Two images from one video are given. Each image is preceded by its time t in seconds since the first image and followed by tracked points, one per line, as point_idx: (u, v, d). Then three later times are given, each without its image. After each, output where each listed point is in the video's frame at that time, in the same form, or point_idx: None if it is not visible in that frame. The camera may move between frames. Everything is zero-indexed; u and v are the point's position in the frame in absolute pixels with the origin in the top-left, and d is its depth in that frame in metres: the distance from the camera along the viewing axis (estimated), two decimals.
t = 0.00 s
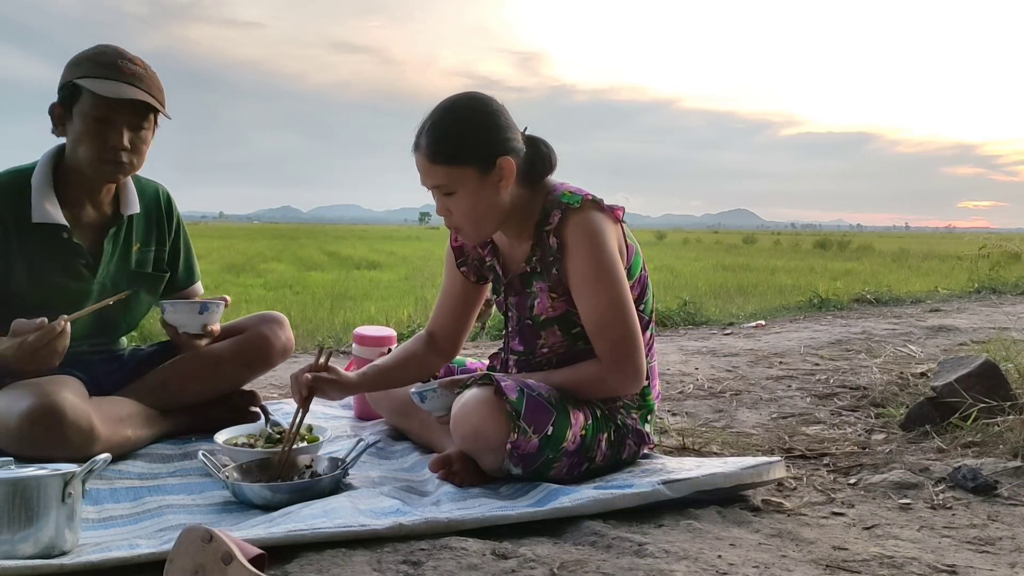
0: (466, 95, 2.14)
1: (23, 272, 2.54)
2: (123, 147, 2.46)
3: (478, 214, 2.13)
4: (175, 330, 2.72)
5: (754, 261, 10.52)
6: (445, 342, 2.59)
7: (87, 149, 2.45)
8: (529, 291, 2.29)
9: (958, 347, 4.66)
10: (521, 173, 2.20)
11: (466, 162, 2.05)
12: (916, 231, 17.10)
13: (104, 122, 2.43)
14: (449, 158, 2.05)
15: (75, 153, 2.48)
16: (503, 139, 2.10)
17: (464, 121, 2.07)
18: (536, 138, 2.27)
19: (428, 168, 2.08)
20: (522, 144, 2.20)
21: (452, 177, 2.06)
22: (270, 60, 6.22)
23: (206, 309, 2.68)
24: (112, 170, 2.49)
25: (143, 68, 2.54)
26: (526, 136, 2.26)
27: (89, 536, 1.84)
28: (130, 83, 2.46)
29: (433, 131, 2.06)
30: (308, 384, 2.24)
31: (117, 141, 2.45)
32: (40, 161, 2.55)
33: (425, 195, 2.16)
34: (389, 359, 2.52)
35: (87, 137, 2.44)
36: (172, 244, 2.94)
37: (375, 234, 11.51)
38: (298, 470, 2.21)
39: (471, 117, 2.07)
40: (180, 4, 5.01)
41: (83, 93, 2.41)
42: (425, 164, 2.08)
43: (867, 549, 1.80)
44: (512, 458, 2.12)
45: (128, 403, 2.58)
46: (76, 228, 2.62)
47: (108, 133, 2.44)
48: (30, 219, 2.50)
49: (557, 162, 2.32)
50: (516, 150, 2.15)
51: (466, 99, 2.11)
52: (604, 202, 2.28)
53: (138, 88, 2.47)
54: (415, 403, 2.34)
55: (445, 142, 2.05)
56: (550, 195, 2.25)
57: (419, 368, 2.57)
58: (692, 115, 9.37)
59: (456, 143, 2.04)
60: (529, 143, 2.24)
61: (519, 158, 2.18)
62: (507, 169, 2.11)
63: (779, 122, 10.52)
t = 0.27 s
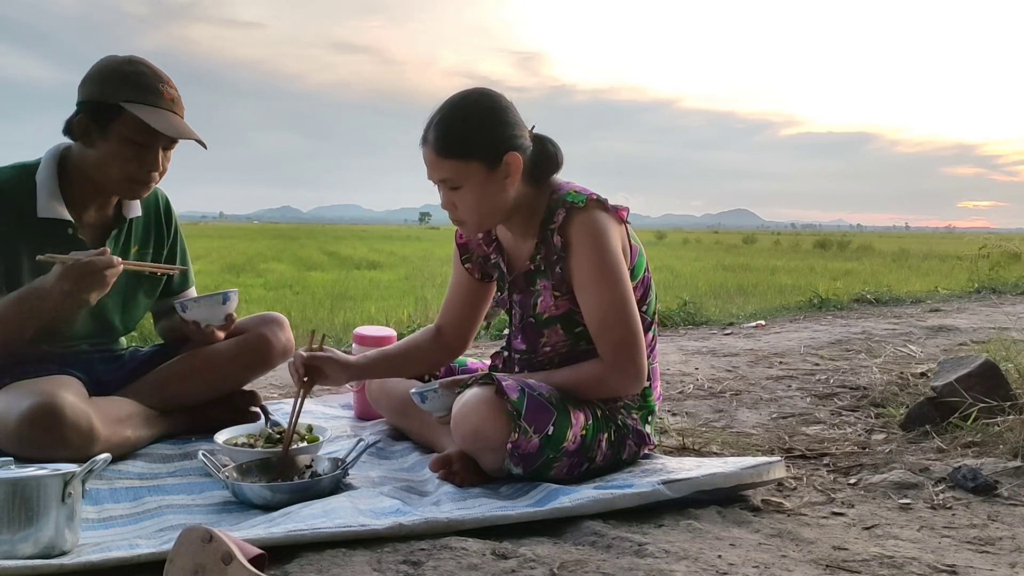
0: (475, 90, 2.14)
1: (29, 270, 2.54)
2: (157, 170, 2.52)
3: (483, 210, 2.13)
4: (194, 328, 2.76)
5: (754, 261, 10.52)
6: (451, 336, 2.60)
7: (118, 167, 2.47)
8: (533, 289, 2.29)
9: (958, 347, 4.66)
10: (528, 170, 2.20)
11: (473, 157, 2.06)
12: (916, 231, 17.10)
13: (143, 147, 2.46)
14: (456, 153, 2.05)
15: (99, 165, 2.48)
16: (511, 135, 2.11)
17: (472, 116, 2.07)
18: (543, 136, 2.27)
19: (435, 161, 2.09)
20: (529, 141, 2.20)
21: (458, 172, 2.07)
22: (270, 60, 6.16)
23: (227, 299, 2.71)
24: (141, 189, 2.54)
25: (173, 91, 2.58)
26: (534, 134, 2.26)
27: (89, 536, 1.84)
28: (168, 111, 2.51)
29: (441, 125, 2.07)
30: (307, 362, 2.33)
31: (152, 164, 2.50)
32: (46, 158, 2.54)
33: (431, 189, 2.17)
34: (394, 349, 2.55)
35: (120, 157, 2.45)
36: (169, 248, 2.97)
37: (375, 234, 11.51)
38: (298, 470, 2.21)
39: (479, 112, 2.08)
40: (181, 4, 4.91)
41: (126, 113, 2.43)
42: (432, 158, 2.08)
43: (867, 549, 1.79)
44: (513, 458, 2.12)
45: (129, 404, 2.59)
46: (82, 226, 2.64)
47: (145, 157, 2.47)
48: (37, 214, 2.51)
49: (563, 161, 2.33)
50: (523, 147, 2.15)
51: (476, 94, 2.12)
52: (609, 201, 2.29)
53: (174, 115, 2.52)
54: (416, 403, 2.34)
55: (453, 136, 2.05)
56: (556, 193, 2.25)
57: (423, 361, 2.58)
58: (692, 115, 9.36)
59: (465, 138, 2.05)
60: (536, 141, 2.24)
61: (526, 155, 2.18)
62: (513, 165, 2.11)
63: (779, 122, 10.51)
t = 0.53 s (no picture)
0: (476, 88, 2.15)
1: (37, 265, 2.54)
2: (167, 177, 2.53)
3: (484, 206, 2.13)
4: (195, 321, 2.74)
5: (754, 261, 10.52)
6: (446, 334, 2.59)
7: (129, 171, 2.47)
8: (535, 287, 2.30)
9: (958, 347, 4.66)
10: (528, 167, 2.20)
11: (474, 153, 2.06)
12: (916, 231, 17.09)
13: (155, 154, 2.46)
14: (457, 150, 2.06)
15: (112, 168, 2.48)
16: (512, 132, 2.11)
17: (472, 113, 2.08)
18: (544, 135, 2.28)
19: (436, 158, 2.10)
20: (530, 139, 2.21)
21: (459, 168, 2.07)
22: (270, 60, 6.14)
23: (229, 299, 2.68)
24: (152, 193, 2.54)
25: (184, 101, 2.59)
26: (535, 132, 2.27)
27: (89, 536, 1.84)
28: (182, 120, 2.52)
29: (443, 123, 2.08)
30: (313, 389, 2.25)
31: (163, 171, 2.51)
32: (54, 158, 2.55)
33: (433, 186, 2.17)
34: (391, 358, 2.52)
35: (132, 162, 2.45)
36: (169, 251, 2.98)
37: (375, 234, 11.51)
38: (298, 470, 2.21)
39: (480, 109, 2.09)
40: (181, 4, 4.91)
41: (141, 120, 2.43)
42: (433, 154, 2.09)
43: (867, 549, 1.79)
44: (514, 457, 2.12)
45: (129, 405, 2.58)
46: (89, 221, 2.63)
47: (156, 163, 2.47)
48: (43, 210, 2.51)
49: (564, 159, 2.33)
50: (524, 144, 2.16)
51: (478, 92, 2.13)
52: (610, 199, 2.29)
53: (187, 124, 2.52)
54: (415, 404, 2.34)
55: (454, 133, 2.06)
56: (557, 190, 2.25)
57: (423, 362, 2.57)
58: (692, 115, 9.36)
59: (467, 135, 2.06)
60: (537, 139, 2.24)
61: (527, 152, 2.18)
62: (514, 162, 2.11)
63: (779, 122, 10.51)
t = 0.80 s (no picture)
0: (475, 88, 2.15)
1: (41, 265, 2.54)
2: (167, 177, 2.53)
3: (484, 206, 2.13)
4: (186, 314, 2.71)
5: (754, 261, 10.52)
6: (446, 334, 2.59)
7: (129, 171, 2.46)
8: (535, 287, 2.30)
9: (958, 347, 4.66)
10: (528, 167, 2.20)
11: (474, 152, 2.06)
12: (916, 231, 17.09)
13: (156, 155, 2.46)
14: (457, 149, 2.06)
15: (113, 168, 2.48)
16: (511, 131, 2.11)
17: (472, 113, 2.08)
18: (543, 134, 2.28)
19: (436, 158, 2.10)
20: (530, 138, 2.21)
21: (459, 167, 2.08)
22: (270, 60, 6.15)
23: (221, 296, 2.65)
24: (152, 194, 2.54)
25: (187, 103, 2.59)
26: (535, 132, 2.27)
27: (89, 536, 1.83)
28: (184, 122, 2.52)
29: (442, 122, 2.08)
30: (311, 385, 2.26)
31: (164, 171, 2.51)
32: (54, 157, 2.55)
33: (433, 186, 2.17)
34: (391, 358, 2.53)
35: (133, 162, 2.45)
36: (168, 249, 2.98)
37: (375, 234, 11.52)
38: (298, 470, 2.22)
39: (480, 109, 2.09)
40: (181, 4, 4.91)
41: (142, 120, 2.43)
42: (433, 154, 2.09)
43: (867, 549, 1.79)
44: (514, 457, 2.12)
45: (130, 404, 2.58)
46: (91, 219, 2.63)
47: (157, 164, 2.47)
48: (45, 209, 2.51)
49: (564, 159, 2.33)
50: (524, 143, 2.16)
51: (477, 92, 2.13)
52: (610, 198, 2.29)
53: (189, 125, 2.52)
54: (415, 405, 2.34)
55: (454, 133, 2.06)
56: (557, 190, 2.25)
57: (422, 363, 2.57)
58: (692, 115, 9.36)
59: (467, 134, 2.06)
60: (537, 139, 2.25)
61: (526, 152, 2.18)
62: (514, 161, 2.11)
63: (779, 122, 10.50)
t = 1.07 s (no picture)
0: (478, 88, 2.15)
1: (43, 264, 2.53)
2: (167, 177, 2.54)
3: (486, 205, 2.13)
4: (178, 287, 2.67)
5: (754, 261, 10.52)
6: (455, 335, 2.61)
7: (130, 172, 2.46)
8: (536, 288, 2.30)
9: (958, 347, 4.66)
10: (530, 167, 2.20)
11: (476, 151, 2.06)
12: (916, 232, 17.09)
13: (157, 155, 2.46)
14: (459, 147, 2.06)
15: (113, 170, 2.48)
16: (514, 131, 2.11)
17: (475, 111, 2.08)
18: (545, 135, 2.28)
19: (438, 156, 2.10)
20: (532, 139, 2.21)
21: (461, 166, 2.08)
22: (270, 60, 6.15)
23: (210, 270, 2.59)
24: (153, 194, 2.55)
25: (185, 102, 2.59)
26: (537, 133, 2.26)
27: (89, 536, 1.84)
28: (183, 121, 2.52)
29: (445, 121, 2.08)
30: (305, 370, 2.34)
31: (164, 172, 2.51)
32: (53, 158, 2.56)
33: (435, 184, 2.17)
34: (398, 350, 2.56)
35: (133, 163, 2.45)
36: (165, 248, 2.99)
37: (375, 234, 11.52)
38: (298, 470, 2.21)
39: (483, 108, 2.09)
40: (181, 4, 4.91)
41: (142, 121, 2.43)
42: (435, 152, 2.09)
43: (867, 549, 1.79)
44: (514, 457, 2.12)
45: (128, 404, 2.58)
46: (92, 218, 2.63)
47: (157, 164, 2.48)
48: (45, 209, 2.52)
49: (566, 160, 2.33)
50: (526, 143, 2.16)
51: (480, 92, 2.13)
52: (611, 199, 2.29)
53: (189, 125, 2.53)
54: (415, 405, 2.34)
55: (456, 132, 2.06)
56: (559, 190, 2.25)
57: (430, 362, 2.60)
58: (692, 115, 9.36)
59: (469, 134, 2.06)
60: (539, 139, 2.24)
61: (528, 152, 2.18)
62: (515, 161, 2.11)
63: (779, 122, 10.49)
